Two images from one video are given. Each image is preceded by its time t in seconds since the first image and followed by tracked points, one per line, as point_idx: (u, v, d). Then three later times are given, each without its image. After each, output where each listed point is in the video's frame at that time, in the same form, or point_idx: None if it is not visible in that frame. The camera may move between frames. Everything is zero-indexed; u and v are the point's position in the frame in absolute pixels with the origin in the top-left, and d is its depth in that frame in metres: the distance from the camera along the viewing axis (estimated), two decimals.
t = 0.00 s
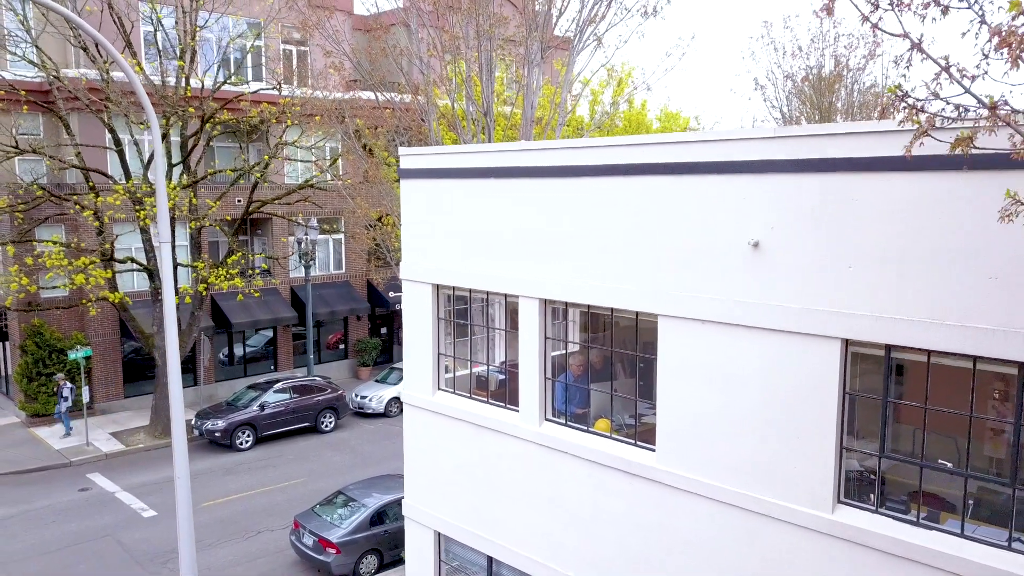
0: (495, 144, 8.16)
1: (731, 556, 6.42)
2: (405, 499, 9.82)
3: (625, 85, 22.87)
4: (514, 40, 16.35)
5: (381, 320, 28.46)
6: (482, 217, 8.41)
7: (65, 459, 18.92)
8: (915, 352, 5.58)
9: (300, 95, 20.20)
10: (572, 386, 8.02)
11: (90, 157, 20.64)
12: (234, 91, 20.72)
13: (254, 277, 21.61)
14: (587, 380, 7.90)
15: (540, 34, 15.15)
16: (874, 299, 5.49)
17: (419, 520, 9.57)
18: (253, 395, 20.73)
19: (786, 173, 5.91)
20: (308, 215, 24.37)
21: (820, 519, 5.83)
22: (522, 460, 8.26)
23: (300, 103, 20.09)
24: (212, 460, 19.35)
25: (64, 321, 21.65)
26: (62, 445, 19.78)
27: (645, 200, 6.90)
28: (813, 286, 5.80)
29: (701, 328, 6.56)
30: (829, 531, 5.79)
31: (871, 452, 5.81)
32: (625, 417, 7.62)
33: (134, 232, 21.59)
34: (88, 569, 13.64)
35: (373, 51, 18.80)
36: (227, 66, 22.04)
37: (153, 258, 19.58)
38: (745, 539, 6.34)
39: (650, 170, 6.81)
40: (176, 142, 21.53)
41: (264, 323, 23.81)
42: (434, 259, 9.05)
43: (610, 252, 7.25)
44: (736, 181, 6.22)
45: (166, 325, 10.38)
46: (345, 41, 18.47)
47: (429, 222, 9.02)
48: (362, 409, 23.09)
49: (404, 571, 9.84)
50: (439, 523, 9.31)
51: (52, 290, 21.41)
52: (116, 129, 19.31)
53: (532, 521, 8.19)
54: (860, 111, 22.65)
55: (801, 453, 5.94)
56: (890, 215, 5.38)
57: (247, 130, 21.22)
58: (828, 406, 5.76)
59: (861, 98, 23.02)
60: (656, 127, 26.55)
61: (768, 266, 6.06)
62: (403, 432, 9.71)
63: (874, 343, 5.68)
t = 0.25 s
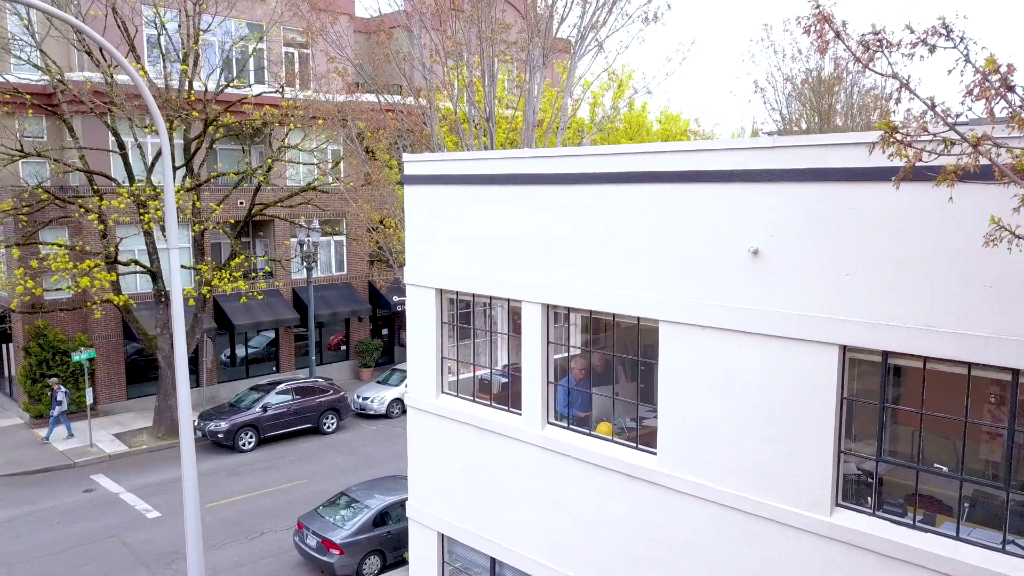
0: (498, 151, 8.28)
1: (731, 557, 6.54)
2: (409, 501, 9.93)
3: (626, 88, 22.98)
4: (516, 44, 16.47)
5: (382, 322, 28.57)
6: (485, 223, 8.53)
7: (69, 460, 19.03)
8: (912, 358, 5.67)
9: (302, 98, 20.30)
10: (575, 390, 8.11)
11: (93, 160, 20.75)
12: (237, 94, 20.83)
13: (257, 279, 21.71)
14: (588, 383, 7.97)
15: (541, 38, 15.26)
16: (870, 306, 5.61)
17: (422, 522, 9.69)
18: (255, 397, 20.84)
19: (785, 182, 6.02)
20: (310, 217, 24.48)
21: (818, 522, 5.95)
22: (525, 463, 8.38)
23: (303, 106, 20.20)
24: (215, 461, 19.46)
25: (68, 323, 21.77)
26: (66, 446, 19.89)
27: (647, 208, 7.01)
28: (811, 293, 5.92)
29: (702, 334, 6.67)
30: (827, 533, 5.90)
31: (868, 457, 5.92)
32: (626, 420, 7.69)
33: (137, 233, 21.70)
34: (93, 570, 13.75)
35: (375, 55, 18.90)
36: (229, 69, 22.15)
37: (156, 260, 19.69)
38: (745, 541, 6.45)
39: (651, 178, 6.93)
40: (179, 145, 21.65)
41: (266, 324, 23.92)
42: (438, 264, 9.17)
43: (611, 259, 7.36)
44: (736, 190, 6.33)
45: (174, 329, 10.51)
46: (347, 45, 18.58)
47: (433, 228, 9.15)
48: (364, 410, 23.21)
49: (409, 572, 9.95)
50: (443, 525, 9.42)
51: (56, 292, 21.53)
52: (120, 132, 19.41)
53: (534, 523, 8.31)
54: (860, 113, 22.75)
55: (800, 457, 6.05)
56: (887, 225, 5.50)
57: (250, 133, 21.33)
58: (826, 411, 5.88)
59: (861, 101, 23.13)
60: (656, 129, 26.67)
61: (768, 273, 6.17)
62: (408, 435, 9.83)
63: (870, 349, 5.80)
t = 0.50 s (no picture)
0: (501, 158, 8.39)
1: (731, 560, 6.65)
2: (412, 503, 10.04)
3: (625, 90, 23.09)
4: (518, 48, 16.56)
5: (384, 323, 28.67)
6: (488, 229, 8.64)
7: (73, 461, 19.14)
8: (907, 364, 5.77)
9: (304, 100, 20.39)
10: (576, 394, 8.22)
11: (96, 163, 20.86)
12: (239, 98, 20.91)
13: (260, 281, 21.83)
14: (590, 387, 8.07)
15: (542, 43, 15.37)
16: (866, 314, 5.72)
17: (426, 524, 9.80)
18: (257, 398, 20.96)
19: (783, 192, 6.14)
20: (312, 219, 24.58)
21: (815, 525, 6.05)
22: (527, 466, 8.48)
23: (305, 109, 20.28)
24: (218, 462, 19.57)
25: (71, 325, 21.90)
26: (69, 448, 20.02)
27: (647, 215, 7.12)
28: (809, 300, 6.03)
29: (701, 340, 6.78)
30: (825, 536, 6.01)
31: (865, 461, 6.02)
32: (627, 424, 7.79)
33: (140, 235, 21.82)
34: (98, 571, 13.87)
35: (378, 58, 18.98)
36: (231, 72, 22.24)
37: (159, 263, 19.79)
38: (744, 544, 6.56)
39: (652, 186, 7.04)
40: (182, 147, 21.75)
41: (268, 326, 24.03)
42: (441, 270, 9.28)
43: (613, 265, 7.47)
44: (735, 199, 6.44)
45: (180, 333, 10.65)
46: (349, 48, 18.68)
47: (436, 233, 9.26)
48: (366, 412, 23.33)
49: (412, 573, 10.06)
50: (445, 527, 9.53)
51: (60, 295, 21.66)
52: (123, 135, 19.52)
53: (536, 525, 8.42)
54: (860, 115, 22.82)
55: (798, 461, 6.16)
56: (883, 234, 5.60)
57: (252, 136, 21.42)
58: (823, 416, 5.99)
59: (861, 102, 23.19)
60: (656, 131, 26.78)
61: (766, 280, 6.28)
62: (411, 437, 9.94)
63: (867, 355, 5.90)
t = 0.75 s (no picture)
0: (503, 166, 8.51)
1: (731, 563, 6.75)
2: (415, 505, 10.15)
3: (626, 93, 23.23)
4: (519, 53, 16.69)
5: (385, 324, 28.79)
6: (490, 236, 8.76)
7: (77, 463, 19.25)
8: (903, 371, 5.88)
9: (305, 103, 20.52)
10: (578, 398, 8.32)
11: (99, 165, 20.99)
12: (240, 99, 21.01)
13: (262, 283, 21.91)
14: (591, 391, 8.17)
15: (543, 48, 15.51)
16: (864, 322, 5.83)
17: (429, 526, 9.91)
18: (260, 400, 21.07)
19: (781, 202, 6.25)
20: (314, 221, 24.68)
21: (814, 529, 6.16)
22: (529, 469, 8.60)
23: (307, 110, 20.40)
24: (221, 464, 19.69)
25: (74, 327, 22.02)
26: (73, 449, 20.13)
27: (648, 224, 7.24)
28: (807, 308, 6.15)
29: (701, 346, 6.90)
30: (824, 540, 6.12)
31: (862, 465, 6.14)
32: (629, 427, 7.89)
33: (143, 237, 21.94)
34: (103, 572, 13.97)
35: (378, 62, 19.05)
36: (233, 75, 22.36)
37: (163, 266, 19.90)
38: (743, 549, 6.67)
39: (653, 195, 7.15)
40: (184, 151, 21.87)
41: (270, 328, 24.15)
42: (444, 276, 9.39)
43: (614, 272, 7.59)
44: (735, 208, 6.55)
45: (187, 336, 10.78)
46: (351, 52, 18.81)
47: (439, 239, 9.37)
48: (367, 413, 23.44)
49: (415, 574, 10.17)
50: (448, 529, 9.64)
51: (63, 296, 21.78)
52: (126, 138, 19.65)
53: (539, 528, 8.53)
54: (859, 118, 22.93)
55: (796, 465, 6.27)
56: (881, 244, 5.70)
57: (254, 138, 21.52)
58: (821, 421, 6.10)
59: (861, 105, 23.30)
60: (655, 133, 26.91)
61: (765, 288, 6.39)
62: (414, 440, 10.06)
63: (863, 364, 6.01)
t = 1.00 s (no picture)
0: (505, 173, 8.63)
1: (731, 566, 6.86)
2: (418, 508, 10.26)
3: (626, 96, 23.34)
4: (521, 58, 16.81)
5: (386, 325, 28.91)
6: (493, 242, 8.88)
7: (80, 464, 19.36)
8: (899, 377, 5.99)
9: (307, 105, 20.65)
10: (579, 402, 8.44)
11: (103, 168, 21.11)
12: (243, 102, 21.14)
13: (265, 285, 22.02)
14: (593, 396, 8.29)
15: (544, 53, 15.65)
16: (860, 329, 5.94)
17: (432, 528, 10.02)
18: (262, 401, 21.18)
19: (779, 211, 6.36)
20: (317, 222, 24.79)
21: (812, 532, 6.27)
22: (531, 472, 8.71)
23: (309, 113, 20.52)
24: (223, 465, 19.80)
25: (77, 329, 22.14)
26: (76, 450, 20.24)
27: (649, 231, 7.35)
28: (805, 315, 6.26)
29: (700, 352, 7.01)
30: (821, 543, 6.23)
31: (859, 470, 6.25)
32: (629, 431, 8.01)
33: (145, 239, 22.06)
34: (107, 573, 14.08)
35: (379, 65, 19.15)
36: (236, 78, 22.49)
37: (165, 268, 20.02)
38: (743, 552, 6.78)
39: (653, 203, 7.27)
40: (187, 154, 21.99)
41: (272, 329, 24.26)
42: (448, 281, 9.51)
43: (616, 279, 7.70)
44: (734, 216, 6.66)
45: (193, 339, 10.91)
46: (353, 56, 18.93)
47: (443, 245, 9.49)
48: (369, 414, 23.56)
49: None
50: (451, 531, 9.76)
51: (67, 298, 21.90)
52: (130, 141, 19.77)
53: (541, 531, 8.64)
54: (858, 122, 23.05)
55: (795, 470, 6.38)
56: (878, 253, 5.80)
57: (256, 140, 21.64)
58: (819, 427, 6.21)
59: (859, 109, 23.43)
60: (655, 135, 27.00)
61: (763, 295, 6.51)
62: (417, 444, 10.17)
63: (860, 370, 6.12)
